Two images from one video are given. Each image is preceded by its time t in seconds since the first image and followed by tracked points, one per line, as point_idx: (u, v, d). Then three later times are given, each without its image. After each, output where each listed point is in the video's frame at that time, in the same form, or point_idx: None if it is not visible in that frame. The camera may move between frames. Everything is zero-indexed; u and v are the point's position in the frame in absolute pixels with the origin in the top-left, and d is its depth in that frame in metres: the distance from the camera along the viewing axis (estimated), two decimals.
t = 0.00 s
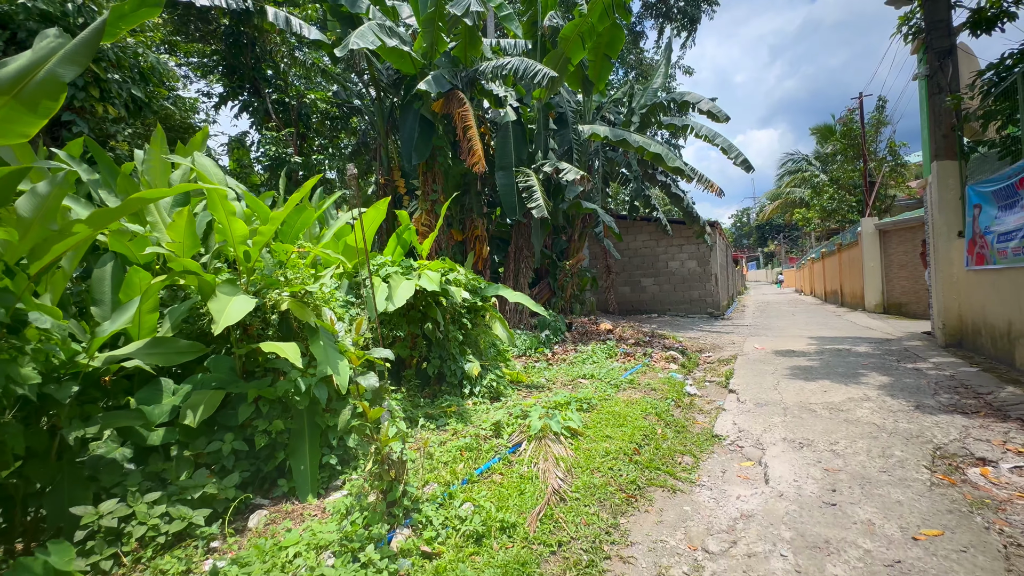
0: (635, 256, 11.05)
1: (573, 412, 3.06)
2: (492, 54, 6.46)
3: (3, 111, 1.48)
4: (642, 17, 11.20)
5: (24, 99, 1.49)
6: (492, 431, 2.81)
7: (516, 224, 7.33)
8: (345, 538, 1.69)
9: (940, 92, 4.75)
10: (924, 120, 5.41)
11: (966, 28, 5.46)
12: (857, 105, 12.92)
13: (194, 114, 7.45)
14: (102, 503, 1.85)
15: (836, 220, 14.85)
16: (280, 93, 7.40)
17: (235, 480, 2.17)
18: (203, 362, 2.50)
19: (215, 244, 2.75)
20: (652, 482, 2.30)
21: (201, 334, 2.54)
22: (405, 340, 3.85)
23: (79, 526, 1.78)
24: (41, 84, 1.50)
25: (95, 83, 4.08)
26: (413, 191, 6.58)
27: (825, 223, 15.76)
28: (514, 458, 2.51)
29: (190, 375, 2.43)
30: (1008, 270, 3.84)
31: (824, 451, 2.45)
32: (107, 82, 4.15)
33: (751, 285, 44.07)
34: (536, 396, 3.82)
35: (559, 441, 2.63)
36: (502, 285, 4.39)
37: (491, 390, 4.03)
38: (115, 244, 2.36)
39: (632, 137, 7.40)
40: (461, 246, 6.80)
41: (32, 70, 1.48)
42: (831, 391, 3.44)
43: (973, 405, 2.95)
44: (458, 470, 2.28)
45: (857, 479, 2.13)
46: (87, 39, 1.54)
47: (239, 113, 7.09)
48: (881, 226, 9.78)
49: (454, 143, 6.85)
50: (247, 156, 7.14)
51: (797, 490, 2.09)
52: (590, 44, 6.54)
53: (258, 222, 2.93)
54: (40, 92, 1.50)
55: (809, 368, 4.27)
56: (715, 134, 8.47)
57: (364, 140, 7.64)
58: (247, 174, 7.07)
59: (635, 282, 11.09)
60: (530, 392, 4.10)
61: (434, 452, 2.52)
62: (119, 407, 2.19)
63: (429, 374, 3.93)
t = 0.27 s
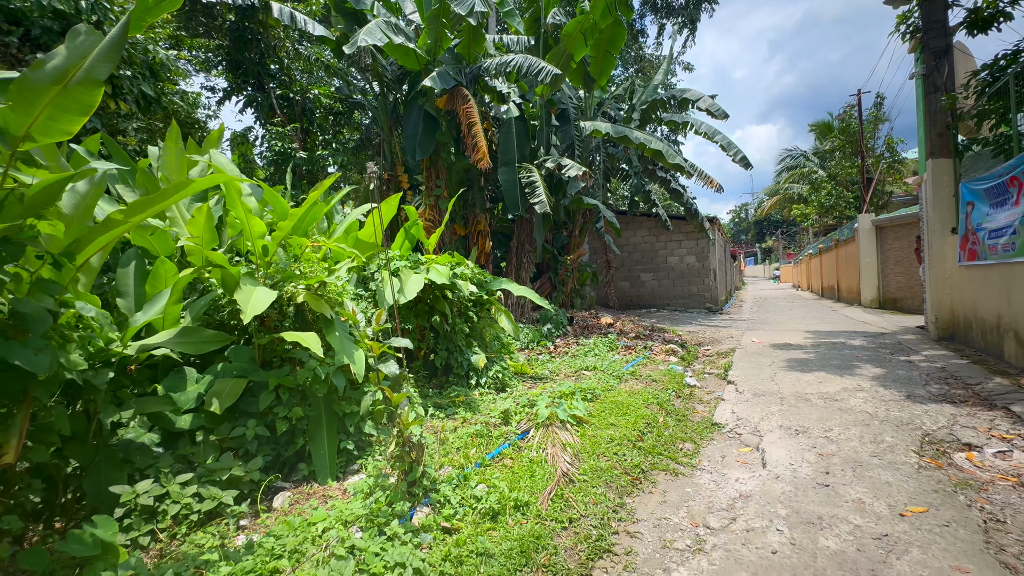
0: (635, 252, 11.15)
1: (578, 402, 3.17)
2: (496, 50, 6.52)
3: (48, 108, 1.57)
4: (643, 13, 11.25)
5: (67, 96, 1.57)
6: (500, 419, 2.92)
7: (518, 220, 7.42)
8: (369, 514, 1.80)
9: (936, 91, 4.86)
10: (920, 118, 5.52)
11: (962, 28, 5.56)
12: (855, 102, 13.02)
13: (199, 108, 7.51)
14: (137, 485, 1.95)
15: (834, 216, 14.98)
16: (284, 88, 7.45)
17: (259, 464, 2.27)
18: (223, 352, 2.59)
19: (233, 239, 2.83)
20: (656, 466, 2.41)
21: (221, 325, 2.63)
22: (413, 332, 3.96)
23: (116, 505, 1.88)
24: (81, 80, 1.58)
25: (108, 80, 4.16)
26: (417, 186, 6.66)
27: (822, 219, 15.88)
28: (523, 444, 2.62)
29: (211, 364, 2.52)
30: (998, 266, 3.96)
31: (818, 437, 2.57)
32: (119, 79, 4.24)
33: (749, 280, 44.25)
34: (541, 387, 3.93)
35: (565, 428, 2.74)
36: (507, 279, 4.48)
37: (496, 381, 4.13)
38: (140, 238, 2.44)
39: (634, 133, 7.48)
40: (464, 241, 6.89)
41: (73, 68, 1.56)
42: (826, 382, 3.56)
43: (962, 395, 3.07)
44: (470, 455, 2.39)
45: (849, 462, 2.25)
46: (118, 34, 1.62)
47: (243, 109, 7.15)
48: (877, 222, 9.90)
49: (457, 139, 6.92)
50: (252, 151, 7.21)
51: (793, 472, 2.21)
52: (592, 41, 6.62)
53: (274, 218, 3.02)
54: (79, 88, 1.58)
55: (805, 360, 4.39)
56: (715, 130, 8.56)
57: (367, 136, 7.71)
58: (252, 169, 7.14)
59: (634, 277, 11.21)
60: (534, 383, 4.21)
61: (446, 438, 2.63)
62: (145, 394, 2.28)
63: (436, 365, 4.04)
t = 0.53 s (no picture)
0: (638, 246, 11.25)
1: (588, 390, 3.28)
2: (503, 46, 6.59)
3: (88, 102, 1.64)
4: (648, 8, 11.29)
5: (103, 89, 1.63)
6: (514, 406, 3.04)
7: (524, 214, 7.50)
8: (400, 491, 1.91)
9: (939, 89, 4.94)
10: (924, 115, 5.58)
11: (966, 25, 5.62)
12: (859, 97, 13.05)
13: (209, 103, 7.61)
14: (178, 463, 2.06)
15: (836, 211, 15.03)
16: (293, 83, 7.56)
17: (288, 446, 2.39)
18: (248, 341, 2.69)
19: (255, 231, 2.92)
20: (665, 450, 2.53)
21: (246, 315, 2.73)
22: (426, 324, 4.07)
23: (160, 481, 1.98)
24: (117, 72, 1.64)
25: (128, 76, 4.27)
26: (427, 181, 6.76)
27: (825, 215, 15.94)
28: (536, 429, 2.73)
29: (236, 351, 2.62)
30: (997, 261, 4.06)
31: (820, 423, 2.68)
32: (139, 76, 4.35)
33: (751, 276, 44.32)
34: (550, 376, 4.04)
35: (575, 415, 2.86)
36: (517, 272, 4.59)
37: (506, 371, 4.25)
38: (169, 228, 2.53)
39: (639, 129, 7.55)
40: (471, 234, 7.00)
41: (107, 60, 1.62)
42: (828, 373, 3.67)
43: (960, 385, 3.19)
44: (487, 438, 2.51)
45: (850, 445, 2.37)
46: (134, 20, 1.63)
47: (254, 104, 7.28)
48: (879, 217, 9.99)
49: (464, 134, 7.00)
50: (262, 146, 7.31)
51: (796, 455, 2.32)
52: (599, 37, 6.67)
53: (295, 211, 3.11)
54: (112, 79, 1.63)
55: (807, 352, 4.50)
56: (719, 126, 8.63)
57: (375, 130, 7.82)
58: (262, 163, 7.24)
59: (637, 271, 11.31)
60: (542, 373, 4.33)
61: (464, 423, 2.75)
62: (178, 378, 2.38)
63: (448, 355, 4.15)
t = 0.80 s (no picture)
0: (644, 242, 11.32)
1: (598, 381, 3.38)
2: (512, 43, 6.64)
3: (129, 104, 1.71)
4: (653, 3, 11.29)
5: (141, 91, 1.70)
6: (527, 397, 3.14)
7: (532, 209, 7.58)
8: (426, 474, 2.02)
9: (946, 86, 4.98)
10: (930, 112, 5.62)
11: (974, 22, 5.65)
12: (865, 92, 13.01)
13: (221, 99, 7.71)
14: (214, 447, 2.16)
15: (842, 207, 15.03)
16: (304, 80, 7.65)
17: (314, 433, 2.50)
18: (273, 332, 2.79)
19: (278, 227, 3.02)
20: (674, 438, 2.63)
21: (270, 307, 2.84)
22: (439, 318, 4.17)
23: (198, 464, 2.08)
24: (154, 74, 1.70)
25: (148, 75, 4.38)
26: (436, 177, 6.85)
27: (830, 210, 15.94)
28: (550, 418, 2.84)
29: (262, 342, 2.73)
30: (1000, 256, 4.12)
31: (824, 414, 2.78)
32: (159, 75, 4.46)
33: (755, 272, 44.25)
34: (559, 369, 4.15)
35: (586, 404, 2.96)
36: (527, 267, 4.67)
37: (516, 363, 4.36)
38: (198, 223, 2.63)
39: (646, 125, 7.60)
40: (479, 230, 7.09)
41: (146, 63, 1.69)
42: (832, 366, 3.76)
43: (961, 378, 3.27)
44: (504, 426, 2.62)
45: (852, 434, 2.46)
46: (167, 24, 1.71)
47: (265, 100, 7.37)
48: (885, 213, 10.01)
49: (473, 130, 7.07)
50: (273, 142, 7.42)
51: (800, 443, 2.42)
52: (607, 34, 6.70)
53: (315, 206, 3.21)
54: (150, 81, 1.70)
55: (811, 346, 4.59)
56: (726, 122, 8.67)
57: (383, 126, 7.91)
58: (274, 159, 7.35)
59: (642, 267, 11.38)
60: (552, 365, 4.43)
61: (480, 412, 2.85)
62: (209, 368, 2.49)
63: (460, 348, 4.26)
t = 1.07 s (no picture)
0: (652, 238, 11.36)
1: (609, 373, 3.47)
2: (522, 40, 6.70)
3: (184, 112, 1.82)
4: None
5: (198, 101, 1.81)
6: (539, 388, 3.24)
7: (541, 205, 7.66)
8: (447, 457, 2.13)
9: (956, 83, 4.98)
10: (941, 109, 5.63)
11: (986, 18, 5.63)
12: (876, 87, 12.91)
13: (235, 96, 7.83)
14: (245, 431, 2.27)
15: (852, 203, 14.94)
16: (316, 78, 7.76)
17: (337, 419, 2.62)
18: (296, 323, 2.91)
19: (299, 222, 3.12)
20: (683, 427, 2.72)
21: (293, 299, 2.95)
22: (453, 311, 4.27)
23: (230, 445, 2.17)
24: (212, 88, 1.80)
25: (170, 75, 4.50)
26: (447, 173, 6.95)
27: (840, 206, 15.85)
28: (562, 408, 2.93)
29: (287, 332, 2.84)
30: (1008, 253, 4.16)
31: (830, 405, 2.86)
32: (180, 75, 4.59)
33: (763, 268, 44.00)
34: (569, 361, 4.24)
35: (597, 395, 3.05)
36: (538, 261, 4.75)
37: (527, 356, 4.45)
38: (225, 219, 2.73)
39: (655, 122, 7.64)
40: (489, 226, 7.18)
41: (206, 75, 1.78)
42: (838, 360, 3.83)
43: (966, 372, 3.33)
44: (518, 415, 2.72)
45: (857, 424, 2.54)
46: (231, 43, 1.80)
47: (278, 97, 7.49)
48: (895, 210, 9.99)
49: (483, 127, 7.15)
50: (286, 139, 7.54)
51: (806, 432, 2.50)
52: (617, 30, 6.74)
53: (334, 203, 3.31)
54: (207, 93, 1.80)
55: (818, 341, 4.65)
56: (735, 118, 8.68)
57: (394, 123, 8.01)
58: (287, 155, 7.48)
59: (650, 263, 11.42)
60: (562, 358, 4.53)
61: (495, 401, 2.96)
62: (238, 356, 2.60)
63: (472, 340, 4.36)
